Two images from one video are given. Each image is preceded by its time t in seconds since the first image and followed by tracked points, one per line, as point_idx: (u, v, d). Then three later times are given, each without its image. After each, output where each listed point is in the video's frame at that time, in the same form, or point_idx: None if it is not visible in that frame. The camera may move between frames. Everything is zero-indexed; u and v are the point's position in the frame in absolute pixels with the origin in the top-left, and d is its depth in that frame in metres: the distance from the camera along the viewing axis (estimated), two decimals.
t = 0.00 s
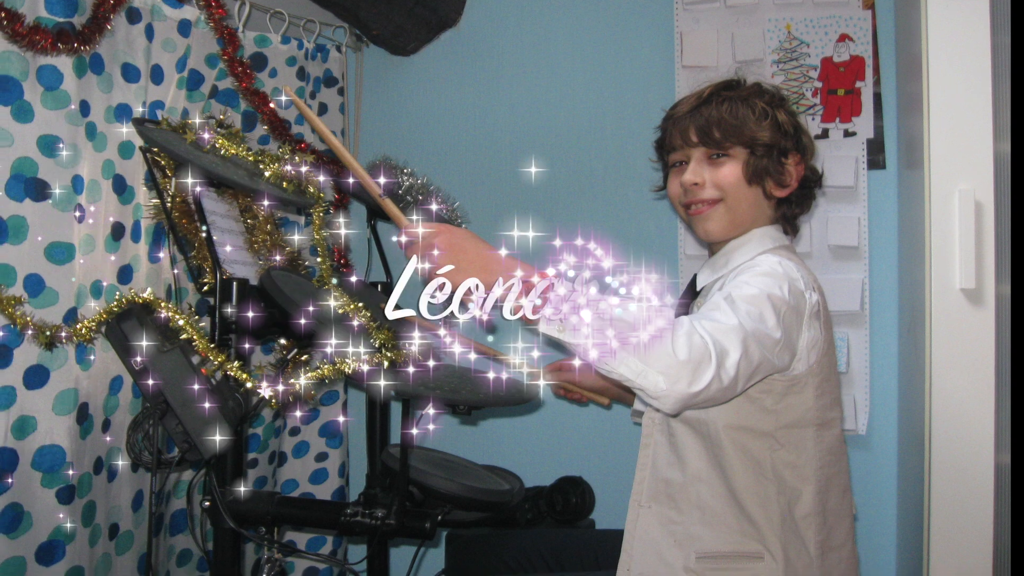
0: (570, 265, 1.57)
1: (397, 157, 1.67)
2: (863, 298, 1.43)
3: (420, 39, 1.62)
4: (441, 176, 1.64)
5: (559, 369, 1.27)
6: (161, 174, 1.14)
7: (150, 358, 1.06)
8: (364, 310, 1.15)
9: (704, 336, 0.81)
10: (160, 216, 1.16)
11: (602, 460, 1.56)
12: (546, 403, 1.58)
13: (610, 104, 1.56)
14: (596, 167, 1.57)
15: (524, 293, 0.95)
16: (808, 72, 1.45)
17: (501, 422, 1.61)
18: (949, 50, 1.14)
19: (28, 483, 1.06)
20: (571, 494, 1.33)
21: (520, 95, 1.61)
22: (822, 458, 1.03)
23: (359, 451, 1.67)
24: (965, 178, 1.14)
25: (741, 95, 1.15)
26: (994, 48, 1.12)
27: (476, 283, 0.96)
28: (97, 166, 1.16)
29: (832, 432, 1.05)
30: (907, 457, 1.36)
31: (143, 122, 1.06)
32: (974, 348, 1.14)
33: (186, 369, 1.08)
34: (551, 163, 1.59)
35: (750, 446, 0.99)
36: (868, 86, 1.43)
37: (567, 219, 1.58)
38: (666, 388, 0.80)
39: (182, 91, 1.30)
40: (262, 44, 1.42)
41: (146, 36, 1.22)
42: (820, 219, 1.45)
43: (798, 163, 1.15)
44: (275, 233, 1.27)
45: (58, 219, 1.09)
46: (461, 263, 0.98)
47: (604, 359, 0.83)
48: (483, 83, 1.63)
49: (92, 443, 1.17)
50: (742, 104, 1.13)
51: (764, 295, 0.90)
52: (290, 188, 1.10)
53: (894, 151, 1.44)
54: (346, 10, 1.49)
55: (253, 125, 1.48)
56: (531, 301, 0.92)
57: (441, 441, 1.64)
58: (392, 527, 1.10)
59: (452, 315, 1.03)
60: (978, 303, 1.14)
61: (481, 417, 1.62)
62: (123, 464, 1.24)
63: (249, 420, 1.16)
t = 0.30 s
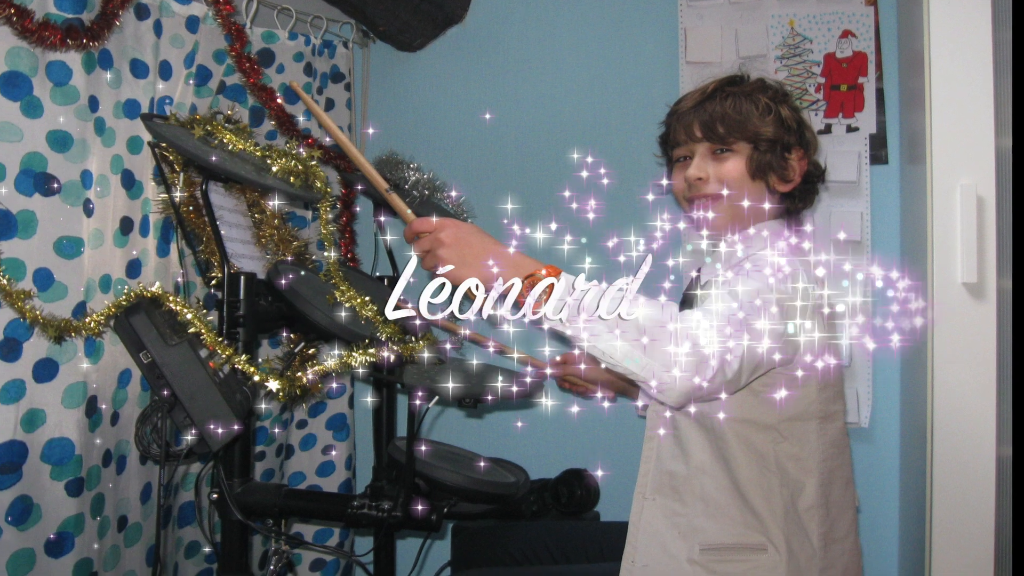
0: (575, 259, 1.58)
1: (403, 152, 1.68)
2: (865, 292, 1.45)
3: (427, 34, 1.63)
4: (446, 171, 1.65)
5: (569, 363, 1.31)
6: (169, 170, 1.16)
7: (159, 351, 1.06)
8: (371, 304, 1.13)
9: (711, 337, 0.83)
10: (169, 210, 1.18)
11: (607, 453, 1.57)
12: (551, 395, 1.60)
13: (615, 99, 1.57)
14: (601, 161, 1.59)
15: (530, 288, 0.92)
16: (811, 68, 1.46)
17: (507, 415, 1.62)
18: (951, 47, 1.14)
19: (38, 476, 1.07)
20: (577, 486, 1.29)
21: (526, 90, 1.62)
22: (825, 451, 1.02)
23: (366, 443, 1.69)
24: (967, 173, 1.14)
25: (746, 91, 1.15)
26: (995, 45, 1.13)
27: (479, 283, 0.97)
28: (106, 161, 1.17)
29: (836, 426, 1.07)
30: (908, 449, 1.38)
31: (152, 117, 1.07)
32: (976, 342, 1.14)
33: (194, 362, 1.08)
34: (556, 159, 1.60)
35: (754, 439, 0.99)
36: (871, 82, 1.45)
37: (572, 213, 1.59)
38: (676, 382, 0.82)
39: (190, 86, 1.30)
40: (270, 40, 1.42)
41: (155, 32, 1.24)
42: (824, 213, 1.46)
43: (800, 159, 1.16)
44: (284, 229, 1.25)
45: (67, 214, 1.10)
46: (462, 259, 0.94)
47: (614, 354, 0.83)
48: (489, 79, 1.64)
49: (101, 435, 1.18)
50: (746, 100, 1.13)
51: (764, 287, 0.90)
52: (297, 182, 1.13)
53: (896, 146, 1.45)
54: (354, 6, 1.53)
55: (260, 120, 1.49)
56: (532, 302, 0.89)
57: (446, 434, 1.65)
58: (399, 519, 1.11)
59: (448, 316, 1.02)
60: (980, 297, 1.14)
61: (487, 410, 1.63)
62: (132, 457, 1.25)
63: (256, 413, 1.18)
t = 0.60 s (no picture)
0: (580, 254, 1.59)
1: (410, 146, 1.69)
2: (868, 286, 1.47)
3: (432, 31, 1.64)
4: (452, 166, 1.67)
5: (571, 356, 1.33)
6: (177, 165, 1.16)
7: (167, 345, 1.08)
8: (378, 299, 1.15)
9: (714, 333, 0.83)
10: (177, 204, 1.18)
11: (612, 446, 1.58)
12: (556, 388, 1.61)
13: (620, 95, 1.58)
14: (606, 156, 1.59)
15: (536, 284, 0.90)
16: (814, 64, 1.48)
17: (512, 408, 1.63)
18: (953, 42, 1.15)
19: (47, 468, 1.08)
20: (582, 479, 1.36)
21: (531, 86, 1.63)
22: (827, 444, 1.02)
23: (373, 436, 1.70)
24: (968, 168, 1.15)
25: (749, 86, 1.16)
26: (996, 40, 1.14)
27: (475, 285, 1.01)
28: (114, 156, 1.18)
29: (838, 419, 1.05)
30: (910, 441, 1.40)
31: (160, 113, 1.07)
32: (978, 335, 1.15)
33: (202, 356, 1.10)
34: (561, 154, 1.61)
35: (758, 432, 0.98)
36: (874, 78, 1.46)
37: (577, 207, 1.60)
38: (673, 374, 0.83)
39: (198, 82, 1.32)
40: (276, 36, 1.45)
41: (163, 28, 1.25)
42: (827, 208, 1.48)
43: (803, 154, 1.16)
44: (291, 223, 1.29)
45: (76, 209, 1.11)
46: (469, 253, 0.92)
47: (614, 347, 0.85)
48: (494, 74, 1.65)
49: (109, 428, 1.19)
50: (749, 96, 1.14)
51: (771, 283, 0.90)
52: (305, 177, 1.13)
53: (899, 141, 1.46)
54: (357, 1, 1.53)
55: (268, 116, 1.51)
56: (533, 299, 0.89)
57: (452, 427, 1.66)
58: (404, 511, 1.13)
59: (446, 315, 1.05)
60: (983, 291, 1.15)
61: (492, 403, 1.65)
62: (140, 450, 1.26)
63: (264, 406, 1.18)
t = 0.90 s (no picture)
0: (584, 248, 1.60)
1: (416, 142, 1.70)
2: (870, 280, 1.48)
3: (438, 27, 1.65)
4: (458, 160, 1.67)
5: (576, 350, 1.36)
6: (185, 160, 1.18)
7: (175, 338, 1.08)
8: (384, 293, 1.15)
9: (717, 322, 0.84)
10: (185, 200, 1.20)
11: (616, 439, 1.59)
12: (561, 382, 1.62)
13: (625, 91, 1.60)
14: (610, 152, 1.60)
15: (541, 279, 0.90)
16: (817, 59, 1.49)
17: (518, 402, 1.64)
18: (956, 38, 1.16)
19: (56, 461, 1.09)
20: (587, 471, 1.37)
21: (536, 82, 1.64)
22: (831, 436, 1.03)
23: (380, 429, 1.71)
24: (971, 163, 1.16)
25: (753, 82, 1.17)
26: (998, 35, 1.15)
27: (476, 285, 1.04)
28: (123, 151, 1.19)
29: (841, 412, 1.06)
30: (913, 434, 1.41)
31: (168, 109, 1.08)
32: (980, 329, 1.16)
33: (210, 349, 1.10)
34: (565, 149, 1.62)
35: (760, 425, 0.98)
36: (877, 73, 1.47)
37: (582, 202, 1.61)
38: (678, 368, 0.83)
39: (205, 78, 1.33)
40: (283, 32, 1.46)
41: (171, 24, 1.26)
42: (830, 203, 1.49)
43: (806, 150, 1.17)
44: (298, 218, 1.31)
45: (84, 204, 1.12)
46: (474, 246, 0.94)
47: (618, 341, 0.85)
48: (500, 70, 1.66)
49: (117, 421, 1.20)
50: (752, 91, 1.15)
51: (774, 277, 0.90)
52: (312, 172, 1.13)
53: (901, 136, 1.47)
54: None
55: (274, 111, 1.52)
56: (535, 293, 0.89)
57: (459, 420, 1.67)
58: (411, 504, 1.13)
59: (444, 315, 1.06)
60: (984, 285, 1.16)
61: (498, 396, 1.65)
62: (148, 443, 1.28)
63: (271, 400, 1.19)
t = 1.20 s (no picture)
0: (589, 242, 1.61)
1: (422, 138, 1.71)
2: (873, 274, 1.49)
3: (444, 23, 1.67)
4: (464, 155, 1.68)
5: (582, 343, 1.36)
6: (193, 155, 1.18)
7: (183, 333, 1.09)
8: (391, 287, 1.16)
9: (721, 316, 0.83)
10: (193, 193, 1.22)
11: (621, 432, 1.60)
12: (565, 375, 1.63)
13: (629, 86, 1.61)
14: (615, 148, 1.61)
15: (546, 274, 0.92)
16: (820, 55, 1.50)
17: (523, 395, 1.66)
18: (958, 34, 1.17)
19: (65, 454, 1.10)
20: (590, 464, 1.39)
21: (542, 78, 1.65)
22: (834, 429, 1.03)
23: (386, 423, 1.73)
24: (973, 159, 1.17)
25: (757, 78, 1.18)
26: (1000, 31, 1.16)
27: (476, 285, 1.02)
28: (131, 146, 1.20)
29: (843, 405, 1.06)
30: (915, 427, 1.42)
31: (176, 104, 1.09)
32: (982, 322, 1.17)
33: (218, 343, 1.10)
34: (570, 144, 1.63)
35: (764, 418, 0.98)
36: (879, 69, 1.48)
37: (587, 197, 1.62)
38: (681, 362, 0.84)
39: (213, 74, 1.34)
40: (291, 28, 1.51)
41: (179, 21, 1.27)
42: (832, 197, 1.50)
43: (810, 144, 1.19)
44: (305, 213, 1.31)
45: (93, 199, 1.13)
46: (481, 240, 0.95)
47: (622, 335, 0.85)
48: (505, 66, 1.67)
49: (126, 415, 1.21)
50: (757, 87, 1.16)
51: (778, 271, 0.91)
52: (319, 167, 1.14)
53: (903, 132, 1.49)
54: None
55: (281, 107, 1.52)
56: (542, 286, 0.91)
57: (464, 414, 1.68)
58: (417, 496, 1.14)
59: (445, 311, 1.07)
60: (986, 280, 1.17)
61: (503, 390, 1.67)
62: (156, 437, 1.28)
63: (278, 392, 1.20)
